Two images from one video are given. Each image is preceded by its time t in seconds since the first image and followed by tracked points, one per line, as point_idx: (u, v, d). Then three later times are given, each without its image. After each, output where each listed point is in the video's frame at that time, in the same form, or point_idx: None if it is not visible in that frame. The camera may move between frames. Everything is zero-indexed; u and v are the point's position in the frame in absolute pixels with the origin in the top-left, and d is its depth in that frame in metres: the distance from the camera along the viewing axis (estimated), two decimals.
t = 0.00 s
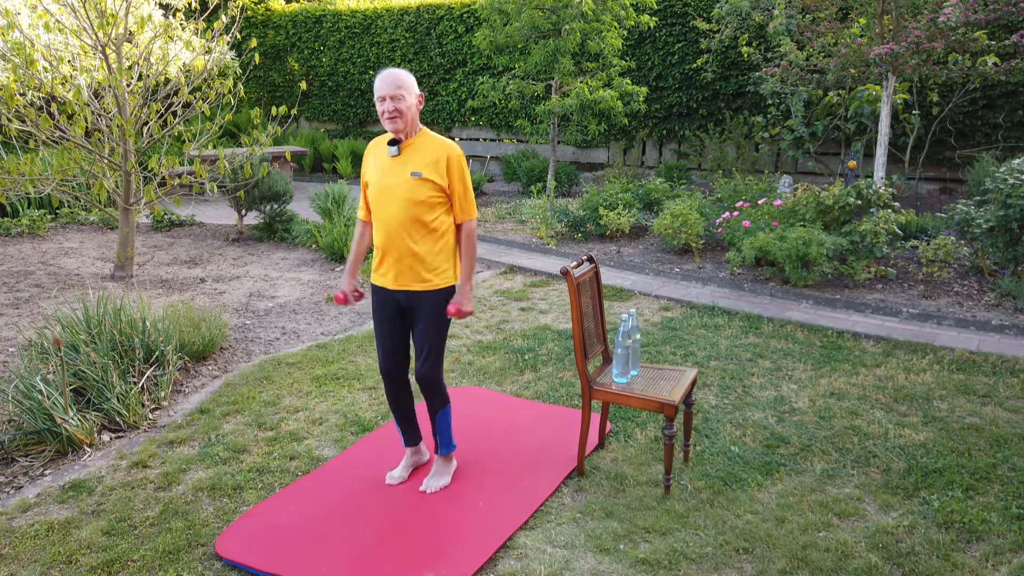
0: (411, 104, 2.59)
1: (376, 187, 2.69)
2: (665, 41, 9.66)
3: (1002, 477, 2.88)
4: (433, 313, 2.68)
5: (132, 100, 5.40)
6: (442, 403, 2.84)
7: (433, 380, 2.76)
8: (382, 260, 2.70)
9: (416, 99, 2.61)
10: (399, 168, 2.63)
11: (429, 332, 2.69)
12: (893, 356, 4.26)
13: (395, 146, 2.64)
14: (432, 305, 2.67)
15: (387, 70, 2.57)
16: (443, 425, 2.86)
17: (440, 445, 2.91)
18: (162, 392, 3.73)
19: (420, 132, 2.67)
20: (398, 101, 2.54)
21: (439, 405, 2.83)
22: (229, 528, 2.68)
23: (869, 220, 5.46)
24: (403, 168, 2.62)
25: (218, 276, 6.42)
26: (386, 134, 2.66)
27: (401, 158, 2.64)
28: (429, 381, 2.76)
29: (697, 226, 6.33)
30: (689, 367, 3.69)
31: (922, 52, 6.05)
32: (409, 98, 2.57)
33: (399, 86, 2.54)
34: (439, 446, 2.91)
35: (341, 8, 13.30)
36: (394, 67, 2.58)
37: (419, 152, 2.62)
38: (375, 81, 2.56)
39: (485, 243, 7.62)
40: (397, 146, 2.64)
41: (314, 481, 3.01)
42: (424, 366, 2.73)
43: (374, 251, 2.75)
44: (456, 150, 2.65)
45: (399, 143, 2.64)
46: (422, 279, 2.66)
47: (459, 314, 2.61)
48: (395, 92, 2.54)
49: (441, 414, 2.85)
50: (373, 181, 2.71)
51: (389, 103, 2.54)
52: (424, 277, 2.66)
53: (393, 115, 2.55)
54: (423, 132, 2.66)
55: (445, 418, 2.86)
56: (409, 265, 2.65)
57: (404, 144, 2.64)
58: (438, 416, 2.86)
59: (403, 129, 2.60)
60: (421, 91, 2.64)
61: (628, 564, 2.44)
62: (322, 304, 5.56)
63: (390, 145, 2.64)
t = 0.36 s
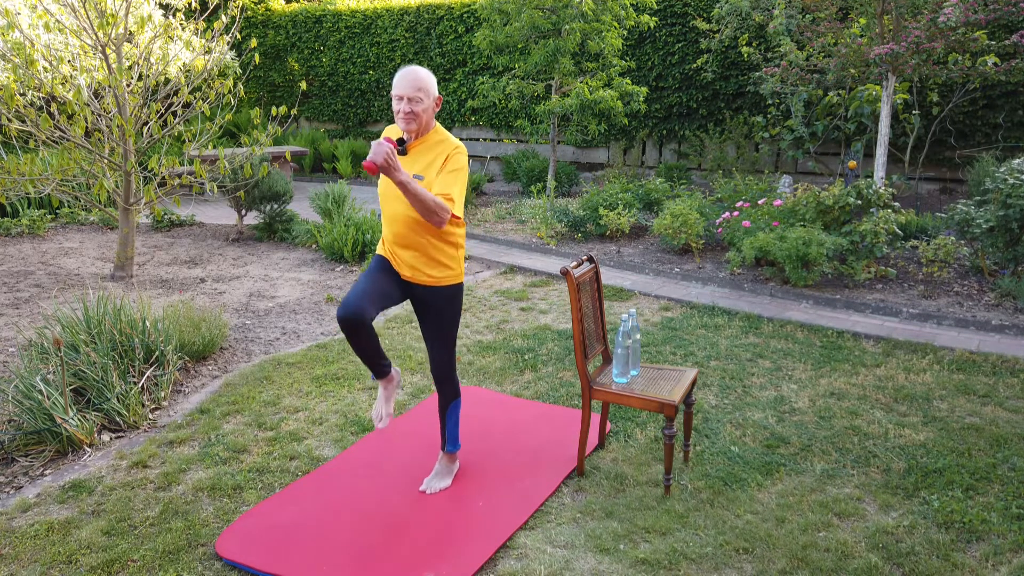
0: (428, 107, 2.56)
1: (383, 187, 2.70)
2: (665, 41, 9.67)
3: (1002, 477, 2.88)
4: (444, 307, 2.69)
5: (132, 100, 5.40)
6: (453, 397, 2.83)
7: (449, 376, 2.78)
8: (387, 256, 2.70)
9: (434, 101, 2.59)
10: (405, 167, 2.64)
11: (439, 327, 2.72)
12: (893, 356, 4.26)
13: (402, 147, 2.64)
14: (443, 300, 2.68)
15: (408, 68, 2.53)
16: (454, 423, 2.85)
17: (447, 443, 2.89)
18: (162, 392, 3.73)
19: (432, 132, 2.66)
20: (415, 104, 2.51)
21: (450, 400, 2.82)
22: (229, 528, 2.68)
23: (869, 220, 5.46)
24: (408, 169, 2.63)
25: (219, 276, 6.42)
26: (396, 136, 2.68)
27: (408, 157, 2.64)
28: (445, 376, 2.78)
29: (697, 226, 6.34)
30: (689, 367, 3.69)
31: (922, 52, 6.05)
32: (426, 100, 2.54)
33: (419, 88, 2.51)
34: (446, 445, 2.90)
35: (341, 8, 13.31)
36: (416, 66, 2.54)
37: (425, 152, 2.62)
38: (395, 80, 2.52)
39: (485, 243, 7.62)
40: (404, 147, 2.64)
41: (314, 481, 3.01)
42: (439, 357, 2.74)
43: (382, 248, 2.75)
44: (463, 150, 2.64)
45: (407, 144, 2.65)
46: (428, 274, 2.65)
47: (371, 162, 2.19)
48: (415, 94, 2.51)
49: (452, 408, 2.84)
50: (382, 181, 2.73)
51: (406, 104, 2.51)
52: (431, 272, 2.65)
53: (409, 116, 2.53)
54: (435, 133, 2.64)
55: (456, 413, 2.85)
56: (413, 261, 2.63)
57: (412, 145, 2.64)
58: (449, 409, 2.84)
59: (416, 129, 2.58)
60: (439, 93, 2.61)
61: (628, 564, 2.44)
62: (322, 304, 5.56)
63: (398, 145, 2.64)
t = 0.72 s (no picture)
0: (417, 108, 2.56)
1: (376, 187, 2.68)
2: (665, 41, 9.67)
3: (1002, 477, 2.88)
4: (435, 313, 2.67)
5: (132, 100, 5.40)
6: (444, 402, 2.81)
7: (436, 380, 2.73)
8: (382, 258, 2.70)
9: (422, 102, 2.58)
10: (399, 169, 2.60)
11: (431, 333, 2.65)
12: (893, 356, 4.26)
13: (396, 147, 2.61)
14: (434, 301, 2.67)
15: (395, 71, 2.54)
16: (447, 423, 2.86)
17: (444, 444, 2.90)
18: (162, 392, 3.73)
19: (424, 132, 2.62)
20: (403, 105, 2.51)
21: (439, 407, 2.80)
22: (229, 528, 2.68)
23: (869, 221, 5.46)
24: (403, 170, 2.60)
25: (219, 276, 6.42)
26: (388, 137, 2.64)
27: (401, 159, 2.61)
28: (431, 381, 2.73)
29: (697, 226, 6.34)
30: (689, 367, 3.69)
31: (922, 52, 6.05)
32: (415, 101, 2.54)
33: (406, 89, 2.51)
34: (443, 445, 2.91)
35: (341, 8, 13.31)
36: (401, 69, 2.55)
37: (419, 154, 2.58)
38: (382, 82, 2.53)
39: (485, 243, 7.62)
40: (397, 148, 2.61)
41: (314, 481, 3.02)
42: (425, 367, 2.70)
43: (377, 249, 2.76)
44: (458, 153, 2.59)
45: (401, 145, 2.61)
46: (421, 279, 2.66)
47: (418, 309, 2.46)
48: (402, 95, 2.51)
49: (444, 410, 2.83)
50: (375, 181, 2.70)
51: (394, 107, 2.51)
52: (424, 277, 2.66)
53: (397, 118, 2.52)
54: (427, 134, 2.62)
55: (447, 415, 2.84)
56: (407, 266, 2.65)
57: (405, 146, 2.61)
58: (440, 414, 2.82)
59: (406, 131, 2.57)
60: (427, 93, 2.61)
61: (628, 564, 2.44)
62: (322, 304, 5.56)
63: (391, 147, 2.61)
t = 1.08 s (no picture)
0: (404, 110, 2.57)
1: (377, 192, 2.69)
2: (665, 41, 9.67)
3: (1002, 477, 2.88)
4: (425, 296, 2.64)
5: (132, 100, 5.40)
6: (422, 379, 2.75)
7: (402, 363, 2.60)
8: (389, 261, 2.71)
9: (409, 102, 2.59)
10: (401, 170, 2.64)
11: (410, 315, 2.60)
12: (893, 356, 4.26)
13: (394, 150, 2.64)
14: (431, 288, 2.65)
15: (377, 78, 2.55)
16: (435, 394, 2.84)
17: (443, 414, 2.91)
18: (162, 392, 3.73)
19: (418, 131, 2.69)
20: (390, 111, 2.53)
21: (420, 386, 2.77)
22: (229, 528, 2.68)
23: (869, 220, 5.46)
24: (405, 170, 2.63)
25: (219, 276, 6.42)
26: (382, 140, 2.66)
27: (401, 160, 2.65)
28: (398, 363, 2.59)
29: (697, 227, 6.34)
30: (689, 367, 3.69)
31: (922, 52, 6.05)
32: (401, 105, 2.56)
33: (390, 95, 2.52)
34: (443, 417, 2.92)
35: (341, 8, 13.30)
36: (384, 73, 2.56)
37: (421, 153, 2.64)
38: (368, 88, 2.55)
39: (485, 244, 7.61)
40: (395, 150, 2.64)
41: (314, 481, 3.02)
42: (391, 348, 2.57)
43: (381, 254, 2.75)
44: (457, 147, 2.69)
45: (398, 147, 2.64)
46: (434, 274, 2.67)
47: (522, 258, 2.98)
48: (387, 101, 2.53)
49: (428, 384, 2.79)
50: (374, 186, 2.71)
51: (382, 114, 2.54)
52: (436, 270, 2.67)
53: (387, 124, 2.56)
54: (422, 132, 2.67)
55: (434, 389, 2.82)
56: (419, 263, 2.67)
57: (402, 148, 2.65)
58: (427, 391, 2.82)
59: (400, 135, 2.62)
60: (413, 93, 2.61)
61: (628, 563, 2.44)
62: (322, 304, 5.56)
63: (388, 150, 2.64)
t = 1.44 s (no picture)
0: (435, 115, 2.53)
1: (401, 191, 2.64)
2: (665, 41, 9.67)
3: (1002, 477, 2.88)
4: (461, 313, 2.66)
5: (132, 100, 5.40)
6: (470, 404, 2.78)
7: (464, 382, 2.73)
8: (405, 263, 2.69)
9: (440, 106, 2.54)
10: (429, 175, 2.59)
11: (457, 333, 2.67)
12: (893, 356, 4.26)
13: (422, 153, 2.59)
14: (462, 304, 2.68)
15: (407, 80, 2.50)
16: (472, 428, 2.81)
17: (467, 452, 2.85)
18: (162, 392, 3.73)
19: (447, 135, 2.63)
20: (420, 116, 2.49)
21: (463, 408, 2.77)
22: (229, 528, 2.68)
23: (869, 221, 5.46)
24: (433, 175, 2.59)
25: (219, 276, 6.42)
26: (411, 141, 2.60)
27: (429, 164, 2.60)
28: (458, 383, 2.72)
29: (697, 227, 6.34)
30: (689, 367, 3.69)
31: (921, 52, 6.05)
32: (432, 110, 2.51)
33: (421, 100, 2.48)
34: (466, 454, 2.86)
35: (341, 8, 13.31)
36: (414, 75, 2.51)
37: (450, 158, 2.58)
38: (398, 91, 2.50)
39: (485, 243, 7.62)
40: (424, 153, 2.59)
41: (314, 480, 3.02)
42: (453, 368, 2.69)
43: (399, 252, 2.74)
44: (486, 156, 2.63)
45: (426, 150, 2.59)
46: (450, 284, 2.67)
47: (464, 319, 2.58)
48: (418, 107, 2.48)
49: (470, 414, 2.79)
50: (398, 184, 2.67)
51: (412, 119, 2.49)
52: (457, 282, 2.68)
53: (417, 129, 2.51)
54: (451, 137, 2.62)
55: (473, 419, 2.80)
56: (436, 270, 2.65)
57: (430, 152, 2.59)
58: (466, 416, 2.79)
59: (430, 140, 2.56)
60: (444, 97, 2.56)
61: (628, 564, 2.44)
62: (322, 304, 5.56)
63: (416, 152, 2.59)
